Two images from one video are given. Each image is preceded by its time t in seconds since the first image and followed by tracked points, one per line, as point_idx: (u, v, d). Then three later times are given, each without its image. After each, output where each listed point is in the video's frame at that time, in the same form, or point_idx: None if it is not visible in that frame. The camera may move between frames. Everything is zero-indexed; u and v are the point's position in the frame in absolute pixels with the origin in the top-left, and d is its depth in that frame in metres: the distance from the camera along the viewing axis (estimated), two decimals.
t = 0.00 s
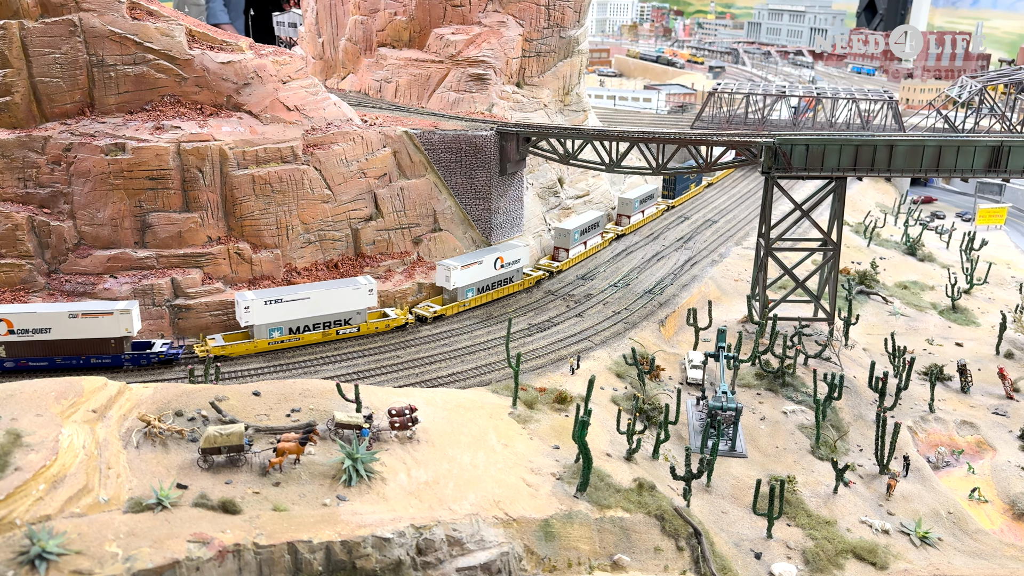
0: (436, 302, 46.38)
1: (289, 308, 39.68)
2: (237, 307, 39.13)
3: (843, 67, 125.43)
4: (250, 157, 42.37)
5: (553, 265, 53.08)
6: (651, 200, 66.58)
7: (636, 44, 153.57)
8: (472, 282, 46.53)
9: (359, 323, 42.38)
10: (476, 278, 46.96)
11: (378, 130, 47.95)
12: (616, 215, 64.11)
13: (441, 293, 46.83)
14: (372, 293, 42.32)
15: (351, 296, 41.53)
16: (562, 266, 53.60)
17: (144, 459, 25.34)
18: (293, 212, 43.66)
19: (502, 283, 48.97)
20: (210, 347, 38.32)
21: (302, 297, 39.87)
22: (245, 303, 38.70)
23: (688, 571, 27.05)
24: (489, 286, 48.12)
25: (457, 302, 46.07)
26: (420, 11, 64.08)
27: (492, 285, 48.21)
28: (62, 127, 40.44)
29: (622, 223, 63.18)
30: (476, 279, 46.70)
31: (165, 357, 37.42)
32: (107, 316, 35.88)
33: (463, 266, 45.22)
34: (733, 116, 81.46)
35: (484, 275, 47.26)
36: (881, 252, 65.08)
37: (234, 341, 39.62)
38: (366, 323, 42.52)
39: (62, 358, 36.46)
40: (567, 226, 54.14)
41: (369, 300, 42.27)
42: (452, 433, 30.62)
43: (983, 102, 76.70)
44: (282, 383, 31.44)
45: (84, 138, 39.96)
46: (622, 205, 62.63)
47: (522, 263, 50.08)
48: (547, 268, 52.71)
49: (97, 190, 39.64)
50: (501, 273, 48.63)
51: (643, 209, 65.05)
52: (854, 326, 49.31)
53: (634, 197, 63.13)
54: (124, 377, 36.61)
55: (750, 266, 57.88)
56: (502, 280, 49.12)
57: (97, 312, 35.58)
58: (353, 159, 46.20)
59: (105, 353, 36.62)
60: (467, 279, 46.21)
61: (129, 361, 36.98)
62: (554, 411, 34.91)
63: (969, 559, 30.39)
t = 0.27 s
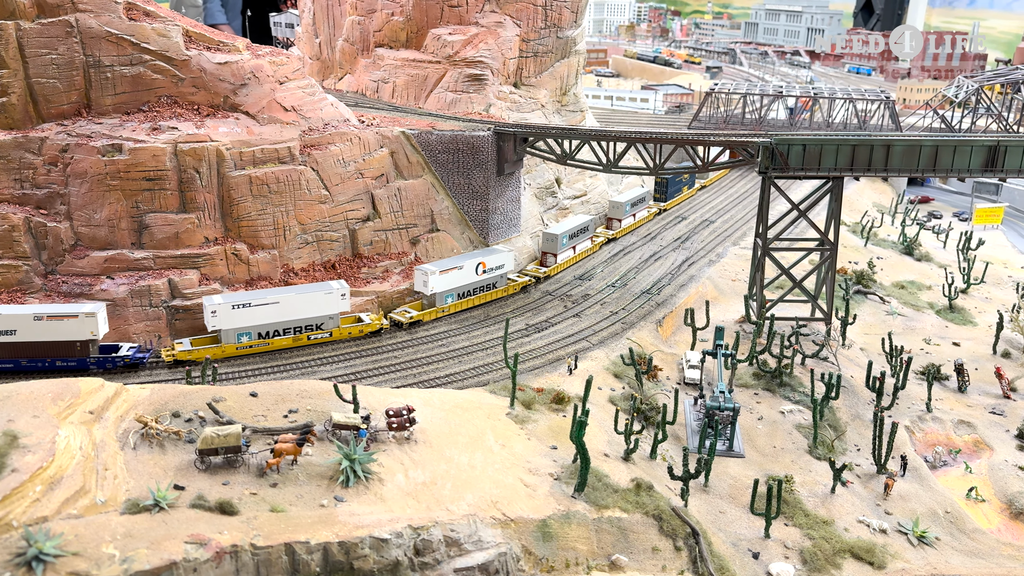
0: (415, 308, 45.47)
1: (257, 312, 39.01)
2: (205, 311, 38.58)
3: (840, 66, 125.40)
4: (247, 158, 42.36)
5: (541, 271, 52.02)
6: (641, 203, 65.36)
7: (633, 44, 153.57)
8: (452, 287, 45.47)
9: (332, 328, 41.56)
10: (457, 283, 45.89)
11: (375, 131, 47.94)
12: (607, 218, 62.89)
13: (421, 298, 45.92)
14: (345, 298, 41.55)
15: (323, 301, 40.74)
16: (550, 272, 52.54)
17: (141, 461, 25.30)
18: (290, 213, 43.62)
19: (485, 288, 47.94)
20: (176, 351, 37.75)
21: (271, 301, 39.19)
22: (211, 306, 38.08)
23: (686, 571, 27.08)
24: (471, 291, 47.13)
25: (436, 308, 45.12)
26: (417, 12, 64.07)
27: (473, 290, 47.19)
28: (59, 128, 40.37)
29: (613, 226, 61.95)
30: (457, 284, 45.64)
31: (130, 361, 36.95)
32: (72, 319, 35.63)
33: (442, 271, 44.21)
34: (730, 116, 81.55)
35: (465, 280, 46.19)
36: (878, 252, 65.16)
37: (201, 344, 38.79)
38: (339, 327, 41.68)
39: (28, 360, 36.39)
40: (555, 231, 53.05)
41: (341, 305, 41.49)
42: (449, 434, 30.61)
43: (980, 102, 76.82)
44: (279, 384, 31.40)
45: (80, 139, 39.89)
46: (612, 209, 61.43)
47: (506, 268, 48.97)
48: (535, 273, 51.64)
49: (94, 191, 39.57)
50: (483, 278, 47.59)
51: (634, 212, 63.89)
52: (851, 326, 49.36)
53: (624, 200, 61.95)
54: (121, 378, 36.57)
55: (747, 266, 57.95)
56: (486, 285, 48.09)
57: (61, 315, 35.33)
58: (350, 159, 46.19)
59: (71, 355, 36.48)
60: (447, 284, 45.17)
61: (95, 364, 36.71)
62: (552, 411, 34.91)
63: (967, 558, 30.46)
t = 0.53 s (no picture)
0: (391, 312, 44.41)
1: (225, 316, 38.31)
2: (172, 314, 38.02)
3: (837, 66, 125.53)
4: (244, 159, 42.36)
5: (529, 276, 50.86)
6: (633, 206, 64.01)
7: (630, 44, 153.53)
8: (430, 292, 44.63)
9: (303, 333, 40.69)
10: (436, 289, 45.05)
11: (373, 131, 47.94)
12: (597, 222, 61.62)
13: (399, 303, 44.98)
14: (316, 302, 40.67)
15: (293, 305, 39.90)
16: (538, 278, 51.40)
17: (138, 462, 25.27)
18: (288, 214, 43.60)
19: (466, 294, 46.97)
20: (141, 356, 37.18)
21: (239, 304, 38.44)
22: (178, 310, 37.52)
23: (684, 570, 27.10)
24: (452, 297, 46.14)
25: (414, 313, 44.23)
26: (414, 12, 64.00)
27: (454, 296, 46.21)
28: (55, 129, 40.33)
29: (603, 230, 60.64)
30: (435, 289, 44.82)
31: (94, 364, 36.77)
32: (37, 321, 35.47)
33: (418, 275, 43.50)
34: (728, 116, 81.64)
35: (444, 285, 45.32)
36: (875, 251, 65.23)
37: (169, 348, 38.21)
38: (310, 332, 40.80)
39: None
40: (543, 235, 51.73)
41: (313, 309, 40.62)
42: (447, 434, 30.59)
43: (977, 101, 76.91)
44: (276, 384, 31.38)
45: (77, 140, 39.85)
46: (603, 212, 60.17)
47: (489, 273, 47.94)
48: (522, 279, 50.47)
49: (91, 192, 39.52)
50: (465, 284, 46.63)
51: (625, 215, 62.56)
52: (849, 325, 49.40)
53: (615, 204, 60.66)
54: (117, 379, 36.51)
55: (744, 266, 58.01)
56: (467, 291, 47.11)
57: (25, 317, 35.17)
58: (347, 160, 46.21)
59: (37, 357, 36.31)
60: (425, 289, 44.38)
61: (60, 366, 36.56)
62: (550, 411, 34.90)
63: (964, 557, 30.53)
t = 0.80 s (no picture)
0: (366, 316, 43.40)
1: (192, 320, 37.52)
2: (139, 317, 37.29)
3: (835, 66, 125.80)
4: (242, 159, 42.32)
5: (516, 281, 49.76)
6: (625, 209, 62.76)
7: (627, 45, 153.48)
8: (407, 297, 43.73)
9: (273, 337, 39.83)
10: (414, 293, 44.14)
11: (370, 131, 47.92)
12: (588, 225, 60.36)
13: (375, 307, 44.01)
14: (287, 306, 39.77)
15: (263, 309, 39.04)
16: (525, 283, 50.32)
17: (136, 462, 25.23)
18: (285, 214, 43.56)
19: (447, 299, 45.94)
20: (107, 359, 36.47)
21: (207, 308, 37.62)
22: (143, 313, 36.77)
23: (683, 570, 27.08)
24: (432, 302, 45.17)
25: (390, 318, 43.27)
26: (411, 12, 63.88)
27: (434, 301, 45.22)
28: (52, 129, 40.26)
29: (595, 234, 59.42)
30: (413, 293, 43.93)
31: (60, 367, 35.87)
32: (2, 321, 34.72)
33: (395, 280, 42.68)
34: (725, 116, 81.69)
35: (423, 290, 44.40)
36: (873, 251, 65.27)
37: (137, 352, 37.82)
38: (281, 337, 39.91)
39: None
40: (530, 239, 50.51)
41: (283, 313, 39.73)
42: (444, 434, 30.56)
43: (974, 101, 76.99)
44: (274, 385, 31.35)
45: (74, 140, 39.78)
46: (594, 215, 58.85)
47: (472, 278, 46.86)
48: (508, 284, 49.37)
49: (88, 193, 39.45)
50: (445, 289, 45.65)
51: (617, 219, 61.35)
52: (847, 324, 49.44)
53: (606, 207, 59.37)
54: (115, 379, 36.43)
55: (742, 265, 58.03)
56: (448, 296, 46.09)
57: None
58: (345, 160, 46.19)
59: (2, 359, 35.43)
60: (402, 294, 43.50)
61: (25, 369, 35.61)
62: (548, 411, 34.87)
63: (962, 556, 30.56)
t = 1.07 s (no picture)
0: (341, 322, 42.85)
1: (159, 323, 37.00)
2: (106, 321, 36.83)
3: (833, 65, 125.99)
4: (240, 159, 42.27)
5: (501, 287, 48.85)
6: (617, 212, 61.77)
7: (626, 45, 153.49)
8: (384, 302, 42.94)
9: (243, 342, 39.23)
10: (391, 298, 43.34)
11: (368, 131, 47.89)
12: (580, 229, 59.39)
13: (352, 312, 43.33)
14: (257, 311, 39.16)
15: (233, 313, 38.45)
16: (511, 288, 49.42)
17: (133, 463, 25.18)
18: (283, 214, 43.53)
19: (426, 304, 45.16)
20: (73, 362, 36.07)
21: (174, 312, 37.09)
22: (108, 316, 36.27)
23: (681, 569, 27.06)
24: (410, 307, 44.37)
25: (366, 323, 42.52)
26: (409, 12, 63.80)
27: (412, 306, 44.46)
28: (50, 130, 40.20)
29: (586, 237, 58.43)
30: (390, 299, 43.14)
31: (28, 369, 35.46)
32: None
33: (371, 284, 41.93)
34: (723, 116, 81.74)
35: (401, 295, 43.60)
36: (871, 250, 65.30)
37: (104, 355, 37.56)
38: (251, 341, 39.31)
39: None
40: (516, 244, 49.75)
41: (253, 318, 39.13)
42: (443, 434, 30.52)
43: (971, 100, 77.08)
44: (272, 385, 31.32)
45: (71, 141, 39.70)
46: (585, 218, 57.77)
47: (452, 283, 46.08)
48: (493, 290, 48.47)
49: (86, 193, 39.38)
50: (424, 294, 44.90)
51: (608, 222, 60.36)
52: (845, 324, 49.47)
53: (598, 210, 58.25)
54: (113, 380, 36.37)
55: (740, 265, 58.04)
56: (428, 301, 45.33)
57: None
58: (343, 160, 46.16)
59: None
60: (379, 299, 42.73)
61: None
62: (546, 411, 34.85)
63: (961, 555, 30.58)
